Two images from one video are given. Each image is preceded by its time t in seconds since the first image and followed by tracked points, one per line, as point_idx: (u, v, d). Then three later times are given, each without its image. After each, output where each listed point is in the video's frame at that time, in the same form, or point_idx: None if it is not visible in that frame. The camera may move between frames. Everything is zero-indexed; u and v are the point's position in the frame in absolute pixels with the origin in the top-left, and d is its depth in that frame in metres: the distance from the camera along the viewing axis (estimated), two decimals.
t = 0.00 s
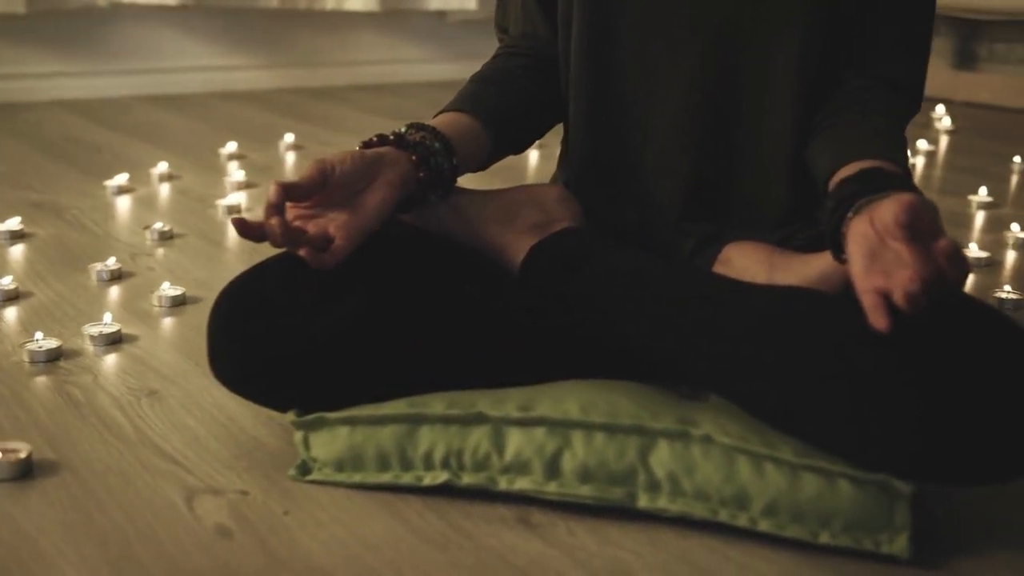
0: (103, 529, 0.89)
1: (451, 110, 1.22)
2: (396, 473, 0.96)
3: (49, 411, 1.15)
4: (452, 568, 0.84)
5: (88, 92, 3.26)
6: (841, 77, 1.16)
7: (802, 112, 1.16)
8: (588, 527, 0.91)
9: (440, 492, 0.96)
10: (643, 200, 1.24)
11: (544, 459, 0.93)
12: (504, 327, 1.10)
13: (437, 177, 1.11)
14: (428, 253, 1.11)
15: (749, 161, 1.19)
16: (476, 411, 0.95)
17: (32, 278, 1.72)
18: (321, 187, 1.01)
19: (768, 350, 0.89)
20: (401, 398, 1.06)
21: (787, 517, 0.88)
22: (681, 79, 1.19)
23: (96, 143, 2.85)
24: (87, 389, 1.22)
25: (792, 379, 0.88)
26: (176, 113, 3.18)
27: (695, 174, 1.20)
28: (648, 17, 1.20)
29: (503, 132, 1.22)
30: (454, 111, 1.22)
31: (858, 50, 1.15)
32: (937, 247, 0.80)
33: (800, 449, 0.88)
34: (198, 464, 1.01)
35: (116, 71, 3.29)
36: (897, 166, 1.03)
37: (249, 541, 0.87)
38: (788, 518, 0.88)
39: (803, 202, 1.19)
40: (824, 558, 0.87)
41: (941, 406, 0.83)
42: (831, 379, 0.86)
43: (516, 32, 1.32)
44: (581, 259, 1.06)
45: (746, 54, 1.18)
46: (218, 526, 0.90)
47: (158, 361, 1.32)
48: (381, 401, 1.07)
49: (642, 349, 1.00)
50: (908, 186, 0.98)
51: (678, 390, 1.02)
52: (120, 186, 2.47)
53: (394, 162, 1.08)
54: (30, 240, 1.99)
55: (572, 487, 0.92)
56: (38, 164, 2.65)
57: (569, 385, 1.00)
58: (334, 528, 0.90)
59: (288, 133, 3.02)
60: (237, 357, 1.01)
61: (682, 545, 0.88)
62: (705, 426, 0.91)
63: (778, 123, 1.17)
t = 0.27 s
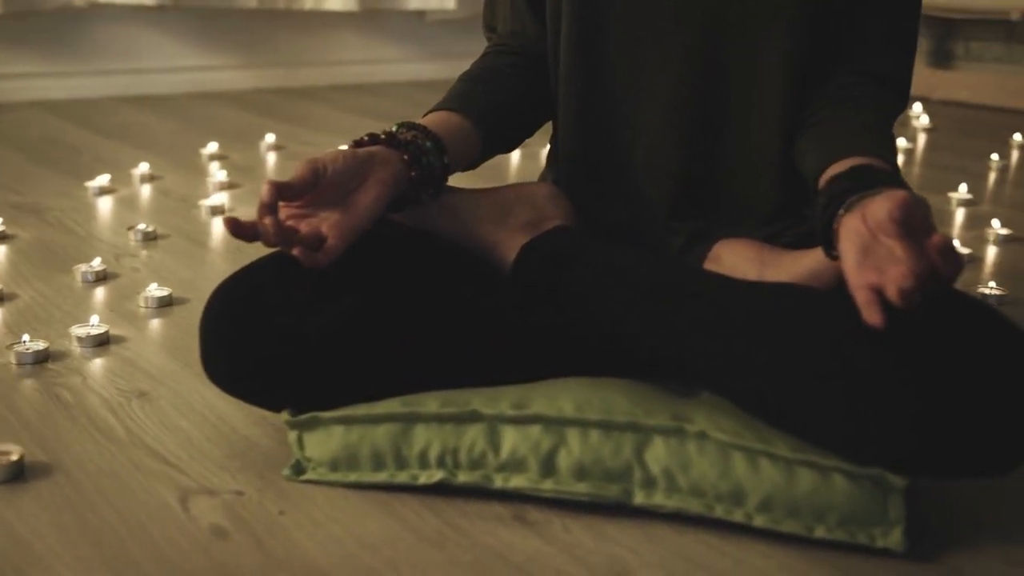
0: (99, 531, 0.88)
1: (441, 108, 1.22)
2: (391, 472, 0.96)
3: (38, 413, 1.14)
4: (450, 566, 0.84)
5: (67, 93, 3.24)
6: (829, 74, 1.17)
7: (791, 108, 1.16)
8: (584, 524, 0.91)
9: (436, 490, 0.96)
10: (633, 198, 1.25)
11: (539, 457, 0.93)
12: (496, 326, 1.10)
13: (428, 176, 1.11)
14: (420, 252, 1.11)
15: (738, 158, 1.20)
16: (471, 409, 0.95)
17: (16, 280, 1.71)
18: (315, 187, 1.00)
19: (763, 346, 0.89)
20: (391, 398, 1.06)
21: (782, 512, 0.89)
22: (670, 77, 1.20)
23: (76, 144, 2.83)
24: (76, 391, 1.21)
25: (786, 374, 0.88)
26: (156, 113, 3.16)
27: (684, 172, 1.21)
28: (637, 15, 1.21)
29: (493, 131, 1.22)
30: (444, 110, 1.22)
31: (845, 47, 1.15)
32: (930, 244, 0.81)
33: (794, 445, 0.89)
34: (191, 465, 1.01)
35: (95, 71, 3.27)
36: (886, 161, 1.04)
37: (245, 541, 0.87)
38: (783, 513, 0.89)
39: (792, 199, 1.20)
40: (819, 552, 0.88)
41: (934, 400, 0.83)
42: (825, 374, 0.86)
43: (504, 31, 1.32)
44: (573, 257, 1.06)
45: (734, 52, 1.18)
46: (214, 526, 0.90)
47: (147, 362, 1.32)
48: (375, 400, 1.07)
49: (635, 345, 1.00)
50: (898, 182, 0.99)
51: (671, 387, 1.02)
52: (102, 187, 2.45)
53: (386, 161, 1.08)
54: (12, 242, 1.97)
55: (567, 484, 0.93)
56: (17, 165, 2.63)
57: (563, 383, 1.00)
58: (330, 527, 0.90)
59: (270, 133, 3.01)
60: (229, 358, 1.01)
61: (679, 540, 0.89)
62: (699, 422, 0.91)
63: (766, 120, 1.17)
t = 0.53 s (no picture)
0: (93, 533, 0.88)
1: (430, 108, 1.22)
2: (386, 471, 0.96)
3: (28, 416, 1.13)
4: (448, 565, 0.84)
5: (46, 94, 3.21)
6: (816, 72, 1.17)
7: (779, 107, 1.17)
8: (580, 521, 0.91)
9: (431, 489, 0.96)
10: (622, 196, 1.25)
11: (534, 455, 0.93)
12: (488, 324, 1.10)
13: (419, 175, 1.11)
14: (411, 251, 1.11)
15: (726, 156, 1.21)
16: (466, 408, 0.95)
17: None
18: (307, 186, 1.00)
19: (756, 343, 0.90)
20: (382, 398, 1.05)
21: (777, 507, 0.89)
22: (658, 75, 1.20)
23: (56, 145, 2.81)
24: (65, 392, 1.20)
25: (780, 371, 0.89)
26: (136, 114, 3.15)
27: (673, 170, 1.22)
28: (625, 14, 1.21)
29: (482, 130, 1.22)
30: (433, 109, 1.22)
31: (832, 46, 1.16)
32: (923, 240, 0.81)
33: (788, 441, 0.90)
34: (184, 466, 1.01)
35: (74, 71, 3.25)
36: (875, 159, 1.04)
37: (242, 542, 0.87)
38: (778, 508, 0.89)
39: (780, 196, 1.20)
40: (813, 547, 0.88)
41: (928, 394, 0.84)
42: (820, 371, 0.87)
43: (492, 30, 1.32)
44: (565, 255, 1.06)
45: (721, 51, 1.19)
46: (210, 527, 0.89)
47: (136, 363, 1.31)
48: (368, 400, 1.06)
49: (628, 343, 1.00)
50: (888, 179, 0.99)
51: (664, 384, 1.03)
52: (83, 188, 2.43)
53: (377, 160, 1.08)
54: None
55: (562, 482, 0.93)
56: None
57: (556, 381, 1.00)
58: (326, 527, 0.90)
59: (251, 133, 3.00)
60: (221, 358, 1.01)
61: (674, 537, 0.89)
62: (694, 419, 0.92)
63: (755, 119, 1.18)
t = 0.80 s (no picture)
0: (89, 534, 0.88)
1: (421, 107, 1.22)
2: (382, 470, 0.96)
3: (19, 417, 1.13)
4: (447, 563, 0.84)
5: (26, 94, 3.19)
6: (805, 70, 1.18)
7: (767, 106, 1.18)
8: (576, 518, 0.91)
9: (427, 488, 0.96)
10: (612, 195, 1.26)
11: (531, 453, 0.94)
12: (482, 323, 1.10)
13: (412, 174, 1.12)
14: (404, 250, 1.11)
15: (716, 154, 1.21)
16: (462, 406, 0.95)
17: None
18: (301, 186, 1.00)
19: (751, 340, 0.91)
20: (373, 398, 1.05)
21: (773, 502, 0.90)
22: (648, 74, 1.21)
23: (37, 147, 2.79)
24: (55, 394, 1.20)
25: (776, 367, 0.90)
26: (118, 115, 3.13)
27: (664, 169, 1.22)
28: (614, 14, 1.21)
29: (473, 129, 1.22)
30: (424, 109, 1.22)
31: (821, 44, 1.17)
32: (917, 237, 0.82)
33: (783, 437, 0.91)
34: (179, 467, 1.00)
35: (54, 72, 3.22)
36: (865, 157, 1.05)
37: (240, 541, 0.87)
38: (774, 504, 0.90)
39: (770, 194, 1.22)
40: (809, 542, 0.89)
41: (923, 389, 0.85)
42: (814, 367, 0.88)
43: (481, 29, 1.33)
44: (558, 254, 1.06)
45: (710, 49, 1.19)
46: (207, 527, 0.89)
47: (125, 364, 1.31)
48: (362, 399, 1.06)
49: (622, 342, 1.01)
50: (878, 176, 1.00)
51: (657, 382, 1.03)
52: (66, 189, 2.42)
53: (369, 159, 1.08)
54: None
55: (559, 479, 0.93)
56: None
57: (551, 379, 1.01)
58: (324, 526, 0.90)
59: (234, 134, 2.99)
60: (215, 359, 1.00)
61: (672, 533, 0.89)
62: (689, 416, 0.93)
63: (744, 118, 1.19)
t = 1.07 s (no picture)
0: (85, 536, 0.87)
1: (411, 106, 1.22)
2: (377, 469, 0.96)
3: (8, 420, 1.12)
4: (445, 561, 0.85)
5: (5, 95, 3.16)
6: (794, 69, 1.19)
7: (756, 104, 1.19)
8: (573, 515, 0.92)
9: (422, 486, 0.97)
10: (602, 194, 1.26)
11: (526, 451, 0.94)
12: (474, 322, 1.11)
13: (403, 174, 1.12)
14: (396, 250, 1.11)
15: (704, 152, 1.22)
16: (457, 404, 0.96)
17: None
18: (294, 186, 1.00)
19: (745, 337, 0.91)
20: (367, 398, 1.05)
21: (767, 498, 0.91)
22: (637, 73, 1.21)
23: (16, 148, 2.76)
24: (43, 396, 1.19)
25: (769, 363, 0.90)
26: (97, 116, 3.11)
27: (653, 168, 1.23)
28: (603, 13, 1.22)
29: (463, 128, 1.22)
30: (414, 108, 1.22)
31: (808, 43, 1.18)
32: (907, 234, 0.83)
33: (777, 433, 0.91)
34: (172, 468, 1.00)
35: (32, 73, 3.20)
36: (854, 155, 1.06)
37: (237, 542, 0.87)
38: (768, 499, 0.91)
39: (758, 191, 1.22)
40: (803, 537, 0.90)
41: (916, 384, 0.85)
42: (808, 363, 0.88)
43: (469, 28, 1.33)
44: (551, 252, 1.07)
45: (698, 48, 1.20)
46: (203, 528, 0.89)
47: (113, 365, 1.30)
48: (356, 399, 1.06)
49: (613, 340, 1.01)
50: (867, 173, 1.01)
51: (649, 379, 1.04)
52: (47, 191, 2.40)
53: (361, 159, 1.08)
54: None
55: (554, 477, 0.94)
56: None
57: (544, 377, 1.01)
58: (321, 525, 0.90)
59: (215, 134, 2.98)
60: (207, 359, 1.00)
61: (668, 529, 0.90)
62: (684, 412, 0.93)
63: (732, 116, 1.19)
